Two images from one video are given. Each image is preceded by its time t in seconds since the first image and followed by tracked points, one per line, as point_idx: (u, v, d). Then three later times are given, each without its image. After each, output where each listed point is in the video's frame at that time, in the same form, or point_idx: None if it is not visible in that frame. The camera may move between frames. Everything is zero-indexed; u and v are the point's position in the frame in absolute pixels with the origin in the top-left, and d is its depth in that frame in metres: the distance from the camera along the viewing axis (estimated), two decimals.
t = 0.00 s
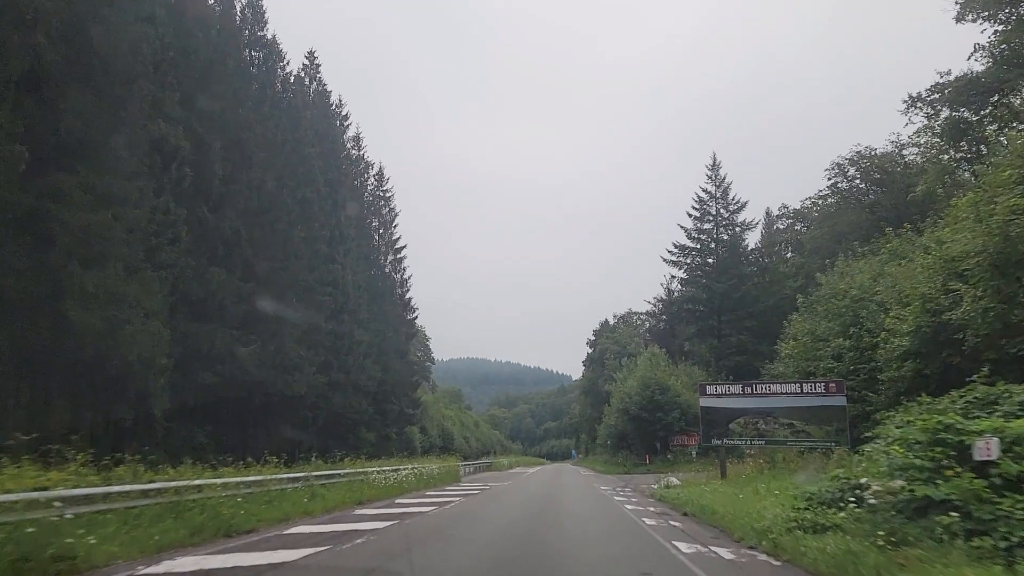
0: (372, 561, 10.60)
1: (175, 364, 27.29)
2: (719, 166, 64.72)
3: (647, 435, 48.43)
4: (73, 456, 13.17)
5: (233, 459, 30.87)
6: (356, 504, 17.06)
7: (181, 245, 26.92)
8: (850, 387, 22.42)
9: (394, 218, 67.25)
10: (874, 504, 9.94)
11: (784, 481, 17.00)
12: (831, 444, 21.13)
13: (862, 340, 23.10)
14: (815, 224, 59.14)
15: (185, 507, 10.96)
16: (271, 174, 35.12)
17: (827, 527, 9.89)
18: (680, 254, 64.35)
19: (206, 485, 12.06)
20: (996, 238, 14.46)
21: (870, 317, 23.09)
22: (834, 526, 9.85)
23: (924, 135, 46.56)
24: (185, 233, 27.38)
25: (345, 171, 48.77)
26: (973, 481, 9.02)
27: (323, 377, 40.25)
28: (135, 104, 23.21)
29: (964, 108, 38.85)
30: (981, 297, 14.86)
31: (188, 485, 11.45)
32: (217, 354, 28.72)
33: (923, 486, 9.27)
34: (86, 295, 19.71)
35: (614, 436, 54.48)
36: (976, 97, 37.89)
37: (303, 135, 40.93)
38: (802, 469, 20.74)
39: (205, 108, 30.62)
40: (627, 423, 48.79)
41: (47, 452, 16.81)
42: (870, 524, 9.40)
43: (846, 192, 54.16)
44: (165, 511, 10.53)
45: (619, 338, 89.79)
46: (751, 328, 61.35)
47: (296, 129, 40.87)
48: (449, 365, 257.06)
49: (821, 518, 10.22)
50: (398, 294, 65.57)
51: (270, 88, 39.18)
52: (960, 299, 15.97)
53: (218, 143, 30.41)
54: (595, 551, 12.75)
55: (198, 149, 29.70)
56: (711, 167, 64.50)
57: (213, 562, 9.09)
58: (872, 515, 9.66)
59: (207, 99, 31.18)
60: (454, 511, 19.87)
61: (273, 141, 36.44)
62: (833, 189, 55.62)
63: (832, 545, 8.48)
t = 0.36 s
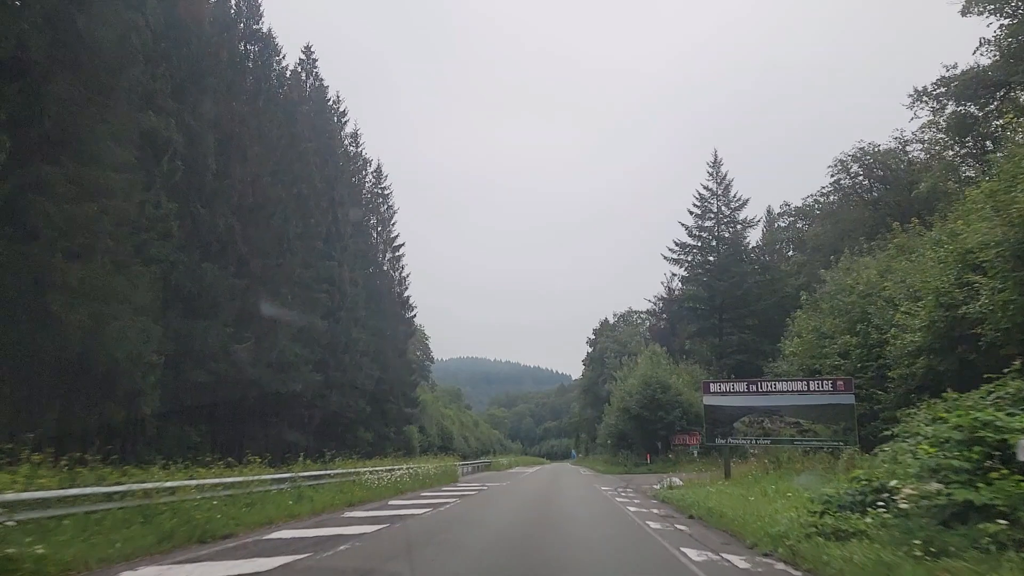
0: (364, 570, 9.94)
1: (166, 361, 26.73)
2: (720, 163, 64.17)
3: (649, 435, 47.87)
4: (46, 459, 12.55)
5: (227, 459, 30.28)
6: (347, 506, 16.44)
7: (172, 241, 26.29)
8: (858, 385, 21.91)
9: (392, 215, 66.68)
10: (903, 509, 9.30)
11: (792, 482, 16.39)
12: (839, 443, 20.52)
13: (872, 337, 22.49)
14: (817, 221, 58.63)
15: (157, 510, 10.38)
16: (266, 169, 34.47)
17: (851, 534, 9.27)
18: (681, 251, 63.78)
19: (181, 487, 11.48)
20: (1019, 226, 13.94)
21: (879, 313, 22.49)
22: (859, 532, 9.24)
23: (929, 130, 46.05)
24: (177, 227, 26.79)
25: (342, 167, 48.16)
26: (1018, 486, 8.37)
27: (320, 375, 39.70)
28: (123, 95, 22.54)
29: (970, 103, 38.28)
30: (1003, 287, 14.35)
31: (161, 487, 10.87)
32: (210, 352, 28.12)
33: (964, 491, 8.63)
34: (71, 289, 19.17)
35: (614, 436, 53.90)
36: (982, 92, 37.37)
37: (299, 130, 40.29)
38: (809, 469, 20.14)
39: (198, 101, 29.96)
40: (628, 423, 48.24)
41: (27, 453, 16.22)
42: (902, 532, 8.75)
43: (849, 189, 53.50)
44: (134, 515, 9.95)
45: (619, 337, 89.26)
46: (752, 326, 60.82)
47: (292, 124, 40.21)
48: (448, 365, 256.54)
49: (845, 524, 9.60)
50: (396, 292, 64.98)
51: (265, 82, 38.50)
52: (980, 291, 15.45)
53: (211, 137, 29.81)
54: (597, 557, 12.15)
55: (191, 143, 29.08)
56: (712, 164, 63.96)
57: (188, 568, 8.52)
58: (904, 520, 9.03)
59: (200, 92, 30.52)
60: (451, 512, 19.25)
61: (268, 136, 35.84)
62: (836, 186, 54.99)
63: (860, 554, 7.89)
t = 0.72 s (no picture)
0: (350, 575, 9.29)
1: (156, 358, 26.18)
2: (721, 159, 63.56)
3: (650, 434, 47.28)
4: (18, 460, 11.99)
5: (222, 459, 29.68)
6: (336, 508, 15.80)
7: (163, 236, 25.66)
8: (866, 382, 21.37)
9: (391, 212, 66.09)
10: (937, 514, 8.55)
11: (802, 483, 15.76)
12: (848, 442, 19.80)
13: (880, 334, 21.91)
14: (819, 218, 58.07)
15: (122, 514, 9.74)
16: (260, 163, 33.83)
17: (878, 541, 8.53)
18: (682, 249, 63.19)
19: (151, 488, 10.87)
20: None
21: (887, 308, 21.90)
22: (887, 539, 8.50)
23: (933, 126, 45.44)
24: (168, 222, 26.24)
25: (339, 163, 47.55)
26: None
27: (316, 373, 39.13)
28: (112, 85, 21.89)
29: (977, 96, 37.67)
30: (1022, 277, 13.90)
31: (127, 489, 10.24)
32: (201, 349, 27.49)
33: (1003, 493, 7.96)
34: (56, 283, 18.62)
35: (614, 435, 53.31)
36: (989, 85, 36.76)
37: (294, 124, 39.69)
38: (816, 468, 19.55)
39: (191, 94, 29.34)
40: (628, 422, 47.63)
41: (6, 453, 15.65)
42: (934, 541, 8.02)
43: (852, 186, 52.84)
44: (95, 520, 9.32)
45: (619, 335, 88.68)
46: (754, 324, 60.28)
47: (288, 119, 39.59)
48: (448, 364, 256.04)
49: (874, 529, 8.88)
50: (395, 289, 64.42)
51: (261, 76, 37.86)
52: (998, 283, 14.97)
53: (204, 130, 29.23)
54: (601, 560, 11.50)
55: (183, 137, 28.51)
56: (713, 160, 63.35)
57: None
58: (938, 527, 8.34)
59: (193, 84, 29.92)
60: (447, 513, 18.62)
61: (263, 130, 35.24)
62: (838, 182, 54.37)
63: (893, 565, 7.25)
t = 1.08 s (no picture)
0: None
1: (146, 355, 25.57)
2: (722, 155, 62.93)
3: (651, 432, 46.67)
4: None
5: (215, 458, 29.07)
6: (324, 509, 15.16)
7: (153, 229, 25.06)
8: (876, 379, 20.78)
9: (389, 209, 65.48)
10: (977, 516, 7.77)
11: (812, 484, 15.16)
12: (856, 441, 19.20)
13: (890, 329, 21.33)
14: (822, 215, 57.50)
15: (82, 518, 9.07)
16: (256, 156, 33.22)
17: (913, 550, 7.73)
18: (683, 246, 62.59)
19: (114, 491, 10.15)
20: None
21: (896, 303, 21.34)
22: (922, 547, 7.70)
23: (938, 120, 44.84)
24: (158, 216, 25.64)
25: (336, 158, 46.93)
26: None
27: (312, 371, 38.54)
28: (99, 74, 21.27)
29: (983, 89, 37.08)
30: None
31: (88, 492, 9.55)
32: (193, 346, 26.91)
33: None
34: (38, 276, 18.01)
35: (614, 434, 52.71)
36: (996, 78, 36.17)
37: (290, 118, 39.05)
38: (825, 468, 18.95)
39: (183, 85, 28.71)
40: (629, 420, 47.06)
41: None
42: (976, 542, 7.23)
43: (856, 182, 52.33)
44: (50, 525, 8.65)
45: (619, 333, 88.11)
46: (755, 322, 59.72)
47: (283, 113, 38.98)
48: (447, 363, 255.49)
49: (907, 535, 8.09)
50: (393, 287, 63.81)
51: (255, 68, 37.20)
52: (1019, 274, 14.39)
53: (196, 122, 28.63)
54: (603, 564, 10.86)
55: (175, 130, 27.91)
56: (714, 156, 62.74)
57: None
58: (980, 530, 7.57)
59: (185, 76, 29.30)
60: (442, 514, 17.99)
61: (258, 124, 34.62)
62: (841, 178, 53.83)
63: None
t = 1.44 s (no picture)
0: None
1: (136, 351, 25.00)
2: (724, 151, 62.33)
3: (652, 431, 46.11)
4: None
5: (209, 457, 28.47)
6: (310, 512, 14.47)
7: (142, 223, 24.44)
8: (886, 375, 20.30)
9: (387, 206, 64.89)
10: None
11: (823, 484, 14.58)
12: (865, 440, 18.72)
13: (899, 324, 20.73)
14: (824, 211, 56.96)
15: (37, 523, 8.40)
16: (250, 150, 32.61)
17: (956, 559, 7.05)
18: (684, 243, 62.00)
19: (72, 494, 9.40)
20: None
21: (906, 298, 20.76)
22: (965, 555, 7.02)
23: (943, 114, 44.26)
24: (149, 209, 25.05)
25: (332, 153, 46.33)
26: None
27: (308, 369, 37.97)
28: (87, 61, 20.68)
29: (990, 82, 36.51)
30: None
31: (46, 495, 8.86)
32: (184, 342, 26.31)
33: None
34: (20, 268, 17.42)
35: (614, 433, 52.10)
36: (1003, 70, 35.64)
37: (285, 112, 38.44)
38: (833, 467, 18.39)
39: (175, 76, 28.08)
40: (630, 419, 46.51)
41: None
42: None
43: (859, 178, 51.78)
44: None
45: (619, 331, 87.55)
46: (757, 320, 59.15)
47: (279, 107, 38.37)
48: (446, 362, 254.87)
49: (950, 543, 7.40)
50: (391, 284, 63.24)
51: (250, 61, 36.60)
52: None
53: (189, 114, 28.04)
54: (605, 570, 10.21)
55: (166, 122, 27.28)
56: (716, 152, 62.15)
57: None
58: None
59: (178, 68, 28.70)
60: (438, 515, 17.34)
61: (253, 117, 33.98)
62: (844, 174, 53.26)
63: None
